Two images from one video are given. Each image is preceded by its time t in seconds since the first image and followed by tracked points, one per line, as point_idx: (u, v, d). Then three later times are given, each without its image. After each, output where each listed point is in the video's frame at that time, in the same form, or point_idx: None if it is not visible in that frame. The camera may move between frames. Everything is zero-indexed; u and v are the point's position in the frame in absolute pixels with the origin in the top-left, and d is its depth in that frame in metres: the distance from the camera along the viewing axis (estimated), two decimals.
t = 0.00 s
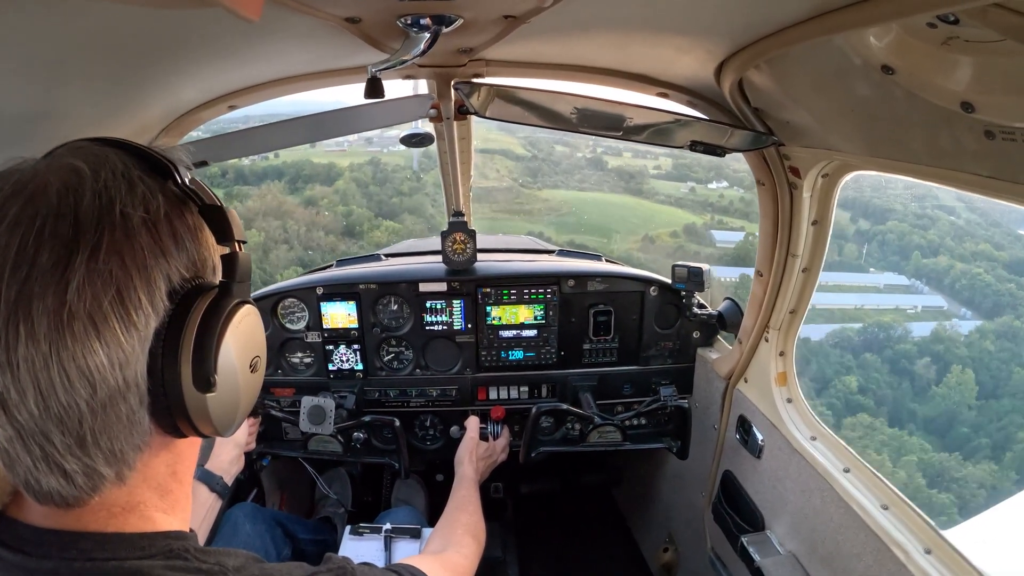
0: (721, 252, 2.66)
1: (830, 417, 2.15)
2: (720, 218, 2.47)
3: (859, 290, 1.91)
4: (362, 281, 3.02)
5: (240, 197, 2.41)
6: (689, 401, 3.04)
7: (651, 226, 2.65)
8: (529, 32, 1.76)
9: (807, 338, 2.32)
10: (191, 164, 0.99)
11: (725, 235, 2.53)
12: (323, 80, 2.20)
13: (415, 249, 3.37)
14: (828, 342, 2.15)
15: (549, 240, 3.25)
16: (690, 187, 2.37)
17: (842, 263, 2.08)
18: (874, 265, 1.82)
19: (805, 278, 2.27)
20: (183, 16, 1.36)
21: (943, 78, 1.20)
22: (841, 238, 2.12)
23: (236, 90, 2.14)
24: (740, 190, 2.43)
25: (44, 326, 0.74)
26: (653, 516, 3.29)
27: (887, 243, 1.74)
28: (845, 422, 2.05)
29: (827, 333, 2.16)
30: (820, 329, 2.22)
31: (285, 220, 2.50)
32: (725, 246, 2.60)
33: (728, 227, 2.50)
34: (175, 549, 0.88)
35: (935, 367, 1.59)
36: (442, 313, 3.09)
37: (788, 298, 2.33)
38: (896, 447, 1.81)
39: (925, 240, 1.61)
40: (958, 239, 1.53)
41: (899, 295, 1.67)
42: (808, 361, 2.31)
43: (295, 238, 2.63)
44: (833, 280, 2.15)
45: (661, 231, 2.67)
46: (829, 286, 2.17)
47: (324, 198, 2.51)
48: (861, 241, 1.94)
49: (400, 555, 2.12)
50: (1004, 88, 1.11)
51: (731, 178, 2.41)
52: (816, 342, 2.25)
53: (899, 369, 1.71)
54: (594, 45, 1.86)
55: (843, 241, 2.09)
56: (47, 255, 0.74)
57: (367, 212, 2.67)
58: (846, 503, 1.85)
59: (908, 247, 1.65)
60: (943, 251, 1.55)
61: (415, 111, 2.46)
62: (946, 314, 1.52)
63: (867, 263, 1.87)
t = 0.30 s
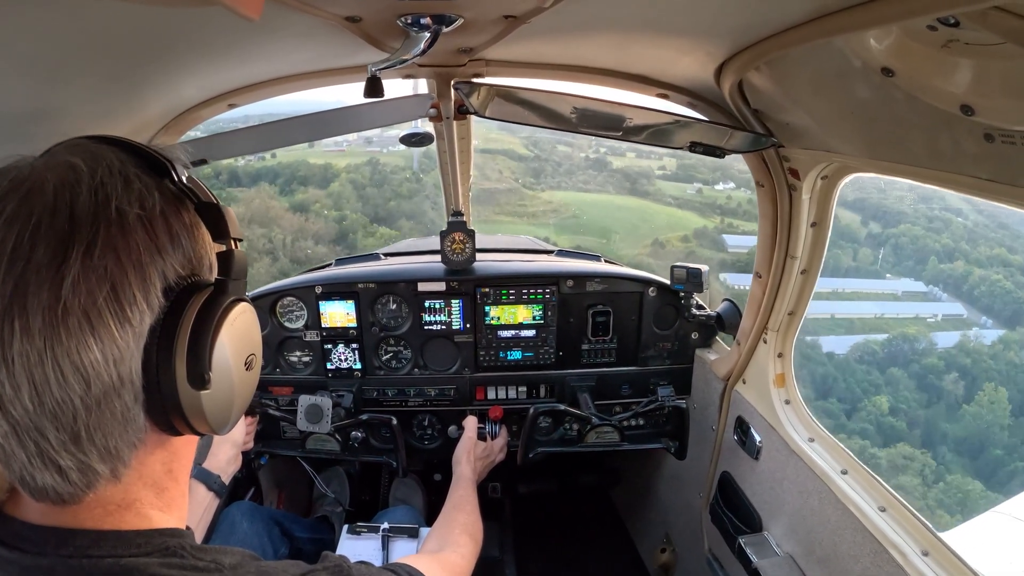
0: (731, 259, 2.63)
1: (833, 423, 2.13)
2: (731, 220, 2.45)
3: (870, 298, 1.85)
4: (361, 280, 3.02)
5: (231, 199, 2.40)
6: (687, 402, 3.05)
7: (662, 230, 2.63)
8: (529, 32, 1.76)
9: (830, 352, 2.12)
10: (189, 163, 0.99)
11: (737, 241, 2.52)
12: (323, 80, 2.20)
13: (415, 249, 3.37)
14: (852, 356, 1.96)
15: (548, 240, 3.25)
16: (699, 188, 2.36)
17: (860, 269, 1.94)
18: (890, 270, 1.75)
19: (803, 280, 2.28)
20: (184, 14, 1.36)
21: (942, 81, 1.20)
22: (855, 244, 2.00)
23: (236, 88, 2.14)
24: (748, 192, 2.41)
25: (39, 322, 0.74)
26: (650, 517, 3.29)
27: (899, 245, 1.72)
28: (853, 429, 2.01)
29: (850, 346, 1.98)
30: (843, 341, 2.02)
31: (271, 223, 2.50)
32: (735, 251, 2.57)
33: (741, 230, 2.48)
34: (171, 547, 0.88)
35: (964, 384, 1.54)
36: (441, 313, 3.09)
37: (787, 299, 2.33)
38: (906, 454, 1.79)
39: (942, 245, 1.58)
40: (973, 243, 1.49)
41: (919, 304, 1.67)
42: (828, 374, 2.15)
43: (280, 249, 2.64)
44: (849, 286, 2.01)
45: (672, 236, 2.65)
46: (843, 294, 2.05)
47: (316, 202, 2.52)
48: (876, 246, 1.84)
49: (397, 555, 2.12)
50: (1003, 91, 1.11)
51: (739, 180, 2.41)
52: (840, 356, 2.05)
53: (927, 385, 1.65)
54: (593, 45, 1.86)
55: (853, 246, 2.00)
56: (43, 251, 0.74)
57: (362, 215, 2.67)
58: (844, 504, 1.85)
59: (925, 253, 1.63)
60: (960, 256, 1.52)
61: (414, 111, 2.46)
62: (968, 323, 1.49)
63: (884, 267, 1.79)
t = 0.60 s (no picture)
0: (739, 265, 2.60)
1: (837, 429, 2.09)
2: (740, 223, 2.45)
3: (883, 307, 1.78)
4: (360, 279, 3.03)
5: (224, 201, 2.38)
6: (686, 403, 3.05)
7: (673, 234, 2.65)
8: (529, 33, 1.76)
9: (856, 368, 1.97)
10: (188, 163, 0.99)
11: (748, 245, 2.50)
12: (323, 80, 2.20)
13: (414, 249, 3.37)
14: (886, 375, 1.81)
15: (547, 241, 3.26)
16: (705, 190, 2.36)
17: (877, 275, 1.83)
18: (907, 276, 1.69)
19: (803, 281, 2.28)
20: (185, 13, 1.36)
21: (942, 83, 1.20)
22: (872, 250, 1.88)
23: (236, 88, 2.14)
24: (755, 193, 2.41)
25: (37, 320, 0.74)
26: (649, 517, 3.30)
27: (915, 250, 1.64)
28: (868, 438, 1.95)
29: (876, 360, 1.85)
30: (867, 355, 1.89)
31: (258, 228, 2.50)
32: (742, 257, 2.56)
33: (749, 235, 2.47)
34: (169, 546, 0.88)
35: (997, 402, 1.46)
36: (439, 313, 3.09)
37: (786, 300, 2.33)
38: (919, 464, 1.74)
39: (955, 249, 1.53)
40: (989, 246, 1.45)
41: (939, 311, 1.57)
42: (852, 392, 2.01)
43: (267, 259, 2.73)
44: (871, 295, 1.87)
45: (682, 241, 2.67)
46: (862, 302, 1.92)
47: (309, 207, 2.49)
48: (889, 250, 1.76)
49: (396, 555, 2.12)
50: (1003, 94, 1.11)
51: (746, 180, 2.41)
52: (868, 373, 1.91)
53: (955, 403, 1.58)
54: (593, 46, 1.86)
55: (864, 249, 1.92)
56: (42, 249, 0.74)
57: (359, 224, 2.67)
58: (843, 505, 1.86)
59: (941, 258, 1.57)
60: (976, 261, 1.48)
61: (414, 111, 2.46)
62: (989, 332, 1.44)
63: (903, 273, 1.70)
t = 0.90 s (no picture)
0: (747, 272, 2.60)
1: (844, 436, 2.05)
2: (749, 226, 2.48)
3: (904, 315, 1.69)
4: (360, 281, 3.02)
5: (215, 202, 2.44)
6: (685, 405, 3.06)
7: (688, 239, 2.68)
8: (529, 34, 1.76)
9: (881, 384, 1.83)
10: (185, 163, 0.99)
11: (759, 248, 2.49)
12: (323, 81, 2.20)
13: (414, 250, 3.37)
14: (918, 395, 1.69)
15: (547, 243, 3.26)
16: (712, 191, 2.39)
17: (895, 282, 1.72)
18: (927, 282, 1.61)
19: (802, 282, 2.27)
20: (184, 14, 1.36)
21: (941, 84, 1.21)
22: (882, 257, 1.78)
23: (235, 89, 2.14)
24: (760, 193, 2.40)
25: (34, 321, 0.74)
26: (648, 518, 3.29)
27: (930, 254, 1.58)
28: (881, 453, 1.88)
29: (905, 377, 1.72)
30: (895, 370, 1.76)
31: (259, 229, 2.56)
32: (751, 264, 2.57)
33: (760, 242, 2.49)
34: (168, 545, 0.87)
35: None
36: (439, 314, 3.09)
37: (785, 302, 2.33)
38: (933, 474, 1.69)
39: (972, 253, 1.49)
40: (1006, 250, 1.41)
41: (962, 321, 1.53)
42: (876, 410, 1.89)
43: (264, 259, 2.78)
44: (888, 302, 1.76)
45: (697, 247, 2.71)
46: (880, 312, 1.79)
47: (299, 212, 2.54)
48: (900, 253, 1.68)
49: (395, 556, 2.12)
50: (1002, 95, 1.11)
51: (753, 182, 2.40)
52: (899, 391, 1.77)
53: (987, 423, 1.50)
54: (592, 47, 1.87)
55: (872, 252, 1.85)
56: (39, 250, 0.75)
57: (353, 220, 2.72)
58: (843, 507, 1.86)
59: (957, 262, 1.53)
60: (994, 266, 1.43)
61: (414, 113, 2.46)
62: (1013, 342, 1.41)
63: (922, 279, 1.62)
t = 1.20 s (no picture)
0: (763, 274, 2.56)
1: (855, 445, 2.00)
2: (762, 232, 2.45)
3: (926, 326, 1.64)
4: (360, 281, 3.02)
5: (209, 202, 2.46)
6: (685, 407, 3.06)
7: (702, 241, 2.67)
8: (529, 35, 1.77)
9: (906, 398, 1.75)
10: (185, 163, 0.99)
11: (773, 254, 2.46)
12: (323, 81, 2.20)
13: (413, 251, 3.37)
14: (955, 414, 1.59)
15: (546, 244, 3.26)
16: (719, 193, 2.40)
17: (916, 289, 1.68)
18: (945, 288, 1.57)
19: (802, 284, 2.27)
20: (185, 14, 1.36)
21: (941, 87, 1.21)
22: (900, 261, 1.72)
23: (236, 89, 2.14)
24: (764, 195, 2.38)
25: (32, 320, 0.74)
26: (647, 521, 3.29)
27: (945, 258, 1.56)
28: (898, 467, 1.81)
29: (937, 394, 1.64)
30: (925, 385, 1.68)
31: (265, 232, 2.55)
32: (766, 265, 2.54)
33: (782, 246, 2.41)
34: (165, 545, 0.87)
35: None
36: (438, 315, 3.09)
37: (784, 304, 2.33)
38: (949, 484, 1.64)
39: (988, 258, 1.45)
40: (1022, 254, 1.37)
41: (984, 329, 1.48)
42: (899, 425, 1.81)
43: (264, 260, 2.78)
44: (911, 312, 1.69)
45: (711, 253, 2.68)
46: (901, 320, 1.73)
47: (287, 219, 2.58)
48: (914, 256, 1.67)
49: (393, 556, 2.12)
50: (1002, 98, 1.12)
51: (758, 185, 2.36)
52: (934, 412, 1.66)
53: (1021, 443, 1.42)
54: (592, 49, 1.87)
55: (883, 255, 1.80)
56: (37, 249, 0.74)
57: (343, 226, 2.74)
58: (841, 509, 1.86)
59: (974, 267, 1.49)
60: (1012, 271, 1.40)
61: (414, 113, 2.46)
62: None
63: (940, 286, 1.59)
